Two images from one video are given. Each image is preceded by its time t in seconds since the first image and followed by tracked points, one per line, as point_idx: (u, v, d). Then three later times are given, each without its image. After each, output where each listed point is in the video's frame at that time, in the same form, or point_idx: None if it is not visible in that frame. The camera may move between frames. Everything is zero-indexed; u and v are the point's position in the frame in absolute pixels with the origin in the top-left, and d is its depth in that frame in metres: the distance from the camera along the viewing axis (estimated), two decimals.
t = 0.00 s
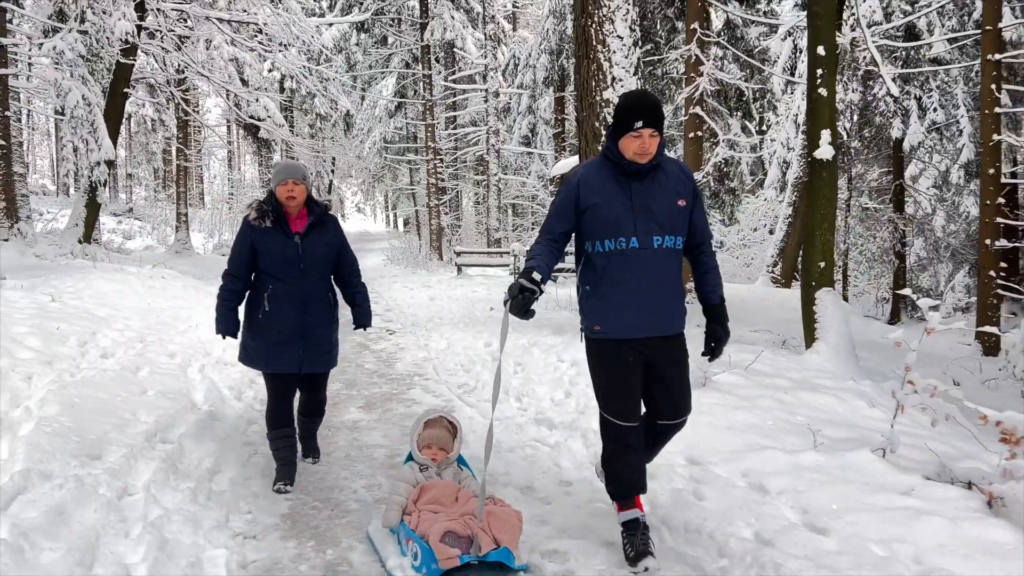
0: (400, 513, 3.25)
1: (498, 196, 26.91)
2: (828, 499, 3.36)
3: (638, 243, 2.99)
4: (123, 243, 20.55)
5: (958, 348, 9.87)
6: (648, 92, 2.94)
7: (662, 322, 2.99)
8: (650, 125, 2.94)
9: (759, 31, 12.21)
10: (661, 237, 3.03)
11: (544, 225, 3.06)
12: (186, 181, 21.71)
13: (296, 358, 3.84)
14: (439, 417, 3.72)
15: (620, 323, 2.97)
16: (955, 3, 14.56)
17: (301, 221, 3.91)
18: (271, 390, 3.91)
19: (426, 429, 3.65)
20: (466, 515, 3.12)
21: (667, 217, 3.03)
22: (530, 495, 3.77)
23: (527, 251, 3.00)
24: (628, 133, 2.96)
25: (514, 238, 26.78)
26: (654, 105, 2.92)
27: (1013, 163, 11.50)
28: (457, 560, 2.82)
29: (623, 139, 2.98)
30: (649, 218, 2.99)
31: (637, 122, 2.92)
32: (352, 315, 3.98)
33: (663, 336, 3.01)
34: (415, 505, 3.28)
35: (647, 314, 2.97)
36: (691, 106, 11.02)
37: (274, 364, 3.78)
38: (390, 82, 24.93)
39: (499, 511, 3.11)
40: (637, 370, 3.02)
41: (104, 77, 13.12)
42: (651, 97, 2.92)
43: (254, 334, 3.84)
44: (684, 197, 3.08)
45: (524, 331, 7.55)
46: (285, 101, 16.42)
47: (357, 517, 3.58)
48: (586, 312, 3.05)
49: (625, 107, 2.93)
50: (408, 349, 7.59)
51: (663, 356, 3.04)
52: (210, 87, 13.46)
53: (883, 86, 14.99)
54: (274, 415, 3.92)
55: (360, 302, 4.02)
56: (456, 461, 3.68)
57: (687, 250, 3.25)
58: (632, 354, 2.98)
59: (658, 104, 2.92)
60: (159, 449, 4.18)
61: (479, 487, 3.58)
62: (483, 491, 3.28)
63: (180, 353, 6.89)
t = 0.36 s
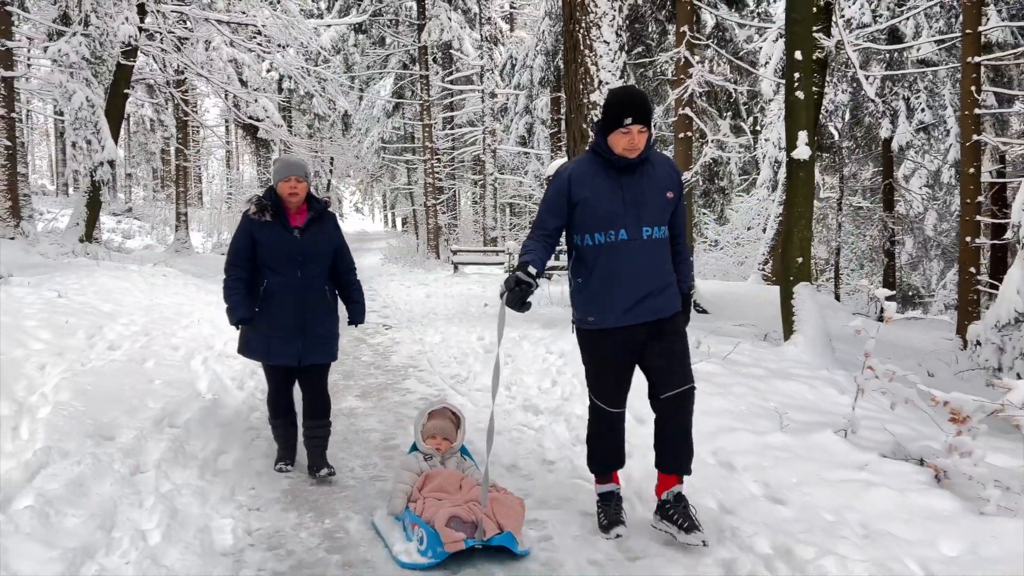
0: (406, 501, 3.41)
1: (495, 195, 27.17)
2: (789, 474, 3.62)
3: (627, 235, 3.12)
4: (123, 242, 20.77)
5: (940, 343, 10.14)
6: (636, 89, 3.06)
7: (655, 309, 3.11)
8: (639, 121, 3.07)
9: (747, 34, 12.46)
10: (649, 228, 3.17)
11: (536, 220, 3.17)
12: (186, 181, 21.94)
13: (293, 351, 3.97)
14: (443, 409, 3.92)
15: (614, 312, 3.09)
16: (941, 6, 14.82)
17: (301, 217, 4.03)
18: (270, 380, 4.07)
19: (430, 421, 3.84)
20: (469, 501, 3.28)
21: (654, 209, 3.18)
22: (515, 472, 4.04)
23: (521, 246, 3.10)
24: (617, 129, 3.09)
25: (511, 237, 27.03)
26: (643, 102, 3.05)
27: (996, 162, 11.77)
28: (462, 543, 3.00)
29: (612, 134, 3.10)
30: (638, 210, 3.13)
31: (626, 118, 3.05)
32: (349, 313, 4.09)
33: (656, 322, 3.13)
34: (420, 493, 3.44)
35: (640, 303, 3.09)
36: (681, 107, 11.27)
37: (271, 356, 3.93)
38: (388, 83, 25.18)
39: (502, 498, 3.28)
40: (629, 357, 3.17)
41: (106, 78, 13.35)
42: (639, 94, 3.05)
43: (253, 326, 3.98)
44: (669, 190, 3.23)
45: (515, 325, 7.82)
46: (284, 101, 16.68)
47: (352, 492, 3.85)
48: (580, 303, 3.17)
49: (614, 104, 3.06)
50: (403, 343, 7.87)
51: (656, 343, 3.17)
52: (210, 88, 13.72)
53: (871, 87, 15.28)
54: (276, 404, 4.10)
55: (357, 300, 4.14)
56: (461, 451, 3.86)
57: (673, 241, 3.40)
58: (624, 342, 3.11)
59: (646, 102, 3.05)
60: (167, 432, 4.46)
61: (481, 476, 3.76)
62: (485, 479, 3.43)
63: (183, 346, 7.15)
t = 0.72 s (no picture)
0: (411, 494, 3.52)
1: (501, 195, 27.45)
2: (760, 460, 3.89)
3: (636, 241, 3.20)
4: (135, 242, 21.13)
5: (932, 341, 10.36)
6: (659, 98, 3.13)
7: (654, 319, 3.16)
8: (659, 130, 3.13)
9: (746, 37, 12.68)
10: (660, 238, 3.22)
11: (552, 219, 3.29)
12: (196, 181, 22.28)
13: (302, 355, 4.06)
14: (448, 405, 4.04)
15: (613, 318, 3.17)
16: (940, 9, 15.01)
17: (321, 222, 4.12)
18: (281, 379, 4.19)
19: (436, 416, 3.97)
20: (473, 493, 3.38)
21: (668, 218, 3.23)
22: (506, 459, 4.31)
23: (532, 242, 3.21)
24: (638, 135, 3.16)
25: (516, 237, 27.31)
26: (664, 112, 3.11)
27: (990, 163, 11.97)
28: (463, 533, 3.10)
29: (634, 141, 3.18)
30: (650, 219, 3.20)
31: (646, 126, 3.12)
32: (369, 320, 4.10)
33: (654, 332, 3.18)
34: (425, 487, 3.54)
35: (640, 310, 3.15)
36: (679, 110, 11.46)
37: (280, 359, 4.04)
38: (395, 84, 25.47)
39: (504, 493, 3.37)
40: (625, 365, 3.25)
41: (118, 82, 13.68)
42: (661, 103, 3.11)
43: (267, 327, 4.10)
44: (685, 202, 3.28)
45: (514, 323, 8.09)
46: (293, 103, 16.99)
47: (353, 476, 4.14)
48: (584, 305, 3.26)
49: (636, 111, 3.13)
50: (407, 340, 8.15)
51: (652, 353, 3.23)
52: (220, 91, 14.05)
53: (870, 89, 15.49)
54: (287, 402, 4.27)
55: (377, 306, 4.14)
56: (465, 445, 3.99)
57: (689, 253, 3.44)
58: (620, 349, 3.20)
59: (667, 111, 3.11)
60: (182, 421, 4.76)
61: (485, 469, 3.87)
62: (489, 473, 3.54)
63: (195, 342, 7.45)
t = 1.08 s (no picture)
0: (419, 477, 3.64)
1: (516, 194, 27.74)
2: (737, 441, 4.15)
3: (649, 229, 3.15)
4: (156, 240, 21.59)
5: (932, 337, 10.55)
6: (669, 87, 3.11)
7: (666, 307, 3.11)
8: (670, 118, 3.10)
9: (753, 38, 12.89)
10: (672, 227, 3.17)
11: (564, 211, 3.27)
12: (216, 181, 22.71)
13: (321, 347, 4.05)
14: (452, 391, 4.07)
15: (627, 304, 3.09)
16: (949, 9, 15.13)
17: (335, 215, 4.16)
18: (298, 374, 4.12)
19: (441, 402, 3.99)
20: (479, 476, 3.50)
21: (680, 209, 3.19)
22: (503, 439, 4.59)
23: (545, 232, 3.20)
24: (648, 125, 3.14)
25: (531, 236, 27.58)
26: (675, 100, 3.09)
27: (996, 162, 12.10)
28: (471, 513, 3.21)
29: (644, 130, 3.16)
30: (663, 208, 3.15)
31: (657, 113, 3.10)
32: (377, 307, 4.06)
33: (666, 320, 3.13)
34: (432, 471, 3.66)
35: (651, 298, 3.10)
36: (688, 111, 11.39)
37: (299, 351, 4.02)
38: (411, 84, 25.82)
39: (508, 474, 3.47)
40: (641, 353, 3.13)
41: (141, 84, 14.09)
42: (671, 91, 3.09)
43: (285, 321, 4.10)
44: (700, 191, 3.24)
45: (520, 316, 8.37)
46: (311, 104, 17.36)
47: (359, 453, 4.44)
48: (596, 294, 3.20)
49: (646, 99, 3.12)
50: (417, 333, 8.44)
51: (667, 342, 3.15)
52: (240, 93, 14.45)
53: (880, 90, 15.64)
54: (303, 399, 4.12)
55: (384, 294, 4.11)
56: (468, 432, 4.02)
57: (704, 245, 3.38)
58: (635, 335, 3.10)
59: (677, 100, 3.09)
60: (200, 404, 5.08)
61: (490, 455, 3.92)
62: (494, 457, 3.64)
63: (214, 333, 7.79)
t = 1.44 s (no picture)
0: (430, 461, 3.74)
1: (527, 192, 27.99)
2: (720, 422, 4.40)
3: (651, 228, 3.09)
4: (172, 236, 21.98)
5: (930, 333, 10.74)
6: (660, 83, 3.03)
7: (676, 304, 3.07)
8: (663, 115, 3.04)
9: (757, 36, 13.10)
10: (674, 223, 3.13)
11: (562, 216, 3.19)
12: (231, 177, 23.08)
13: (330, 340, 4.22)
14: (459, 378, 4.17)
15: (639, 305, 3.04)
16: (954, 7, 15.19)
17: (337, 210, 4.31)
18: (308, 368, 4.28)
19: (449, 389, 4.09)
20: (489, 458, 3.63)
21: (680, 204, 3.13)
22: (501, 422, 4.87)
23: (545, 240, 3.14)
24: (641, 124, 3.07)
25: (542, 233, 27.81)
26: (667, 95, 3.02)
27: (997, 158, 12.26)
28: (483, 494, 3.34)
29: (637, 129, 3.08)
30: (664, 205, 3.10)
31: (650, 111, 3.02)
32: (386, 301, 4.37)
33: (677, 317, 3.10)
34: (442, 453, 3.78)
35: (662, 298, 3.05)
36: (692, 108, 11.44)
37: (310, 345, 4.17)
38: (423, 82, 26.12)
39: (516, 459, 3.61)
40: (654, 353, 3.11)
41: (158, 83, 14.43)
42: (663, 88, 3.02)
43: (292, 316, 4.22)
44: (697, 184, 3.18)
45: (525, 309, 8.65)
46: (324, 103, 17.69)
47: (365, 434, 4.73)
48: (603, 296, 3.14)
49: (637, 98, 3.04)
50: (424, 325, 8.72)
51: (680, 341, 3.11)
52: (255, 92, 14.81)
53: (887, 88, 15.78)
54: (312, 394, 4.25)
55: (394, 289, 4.41)
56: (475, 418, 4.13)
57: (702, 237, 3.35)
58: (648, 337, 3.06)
59: (670, 96, 3.02)
60: (216, 388, 5.38)
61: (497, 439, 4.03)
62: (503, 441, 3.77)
63: (229, 324, 8.11)
